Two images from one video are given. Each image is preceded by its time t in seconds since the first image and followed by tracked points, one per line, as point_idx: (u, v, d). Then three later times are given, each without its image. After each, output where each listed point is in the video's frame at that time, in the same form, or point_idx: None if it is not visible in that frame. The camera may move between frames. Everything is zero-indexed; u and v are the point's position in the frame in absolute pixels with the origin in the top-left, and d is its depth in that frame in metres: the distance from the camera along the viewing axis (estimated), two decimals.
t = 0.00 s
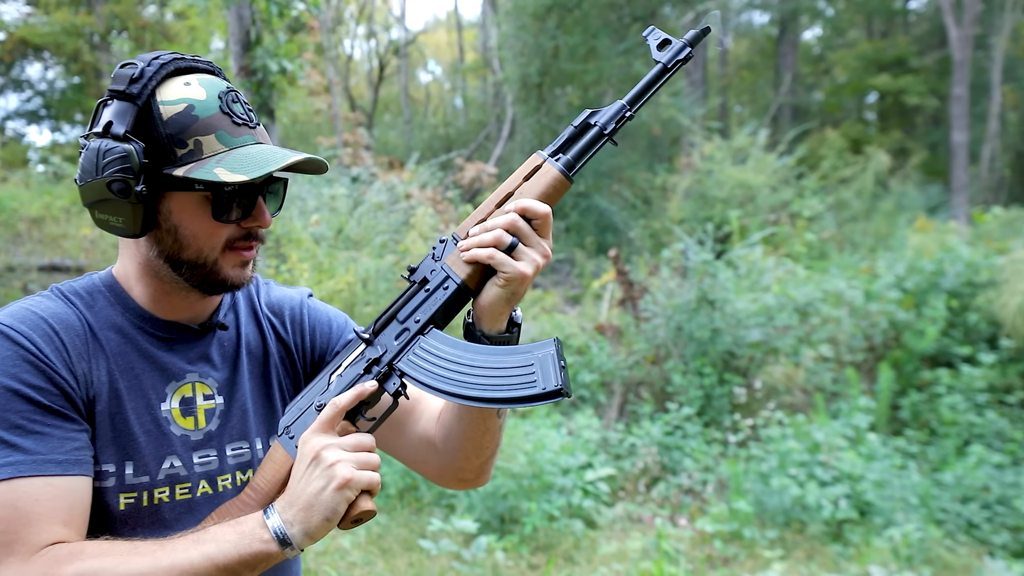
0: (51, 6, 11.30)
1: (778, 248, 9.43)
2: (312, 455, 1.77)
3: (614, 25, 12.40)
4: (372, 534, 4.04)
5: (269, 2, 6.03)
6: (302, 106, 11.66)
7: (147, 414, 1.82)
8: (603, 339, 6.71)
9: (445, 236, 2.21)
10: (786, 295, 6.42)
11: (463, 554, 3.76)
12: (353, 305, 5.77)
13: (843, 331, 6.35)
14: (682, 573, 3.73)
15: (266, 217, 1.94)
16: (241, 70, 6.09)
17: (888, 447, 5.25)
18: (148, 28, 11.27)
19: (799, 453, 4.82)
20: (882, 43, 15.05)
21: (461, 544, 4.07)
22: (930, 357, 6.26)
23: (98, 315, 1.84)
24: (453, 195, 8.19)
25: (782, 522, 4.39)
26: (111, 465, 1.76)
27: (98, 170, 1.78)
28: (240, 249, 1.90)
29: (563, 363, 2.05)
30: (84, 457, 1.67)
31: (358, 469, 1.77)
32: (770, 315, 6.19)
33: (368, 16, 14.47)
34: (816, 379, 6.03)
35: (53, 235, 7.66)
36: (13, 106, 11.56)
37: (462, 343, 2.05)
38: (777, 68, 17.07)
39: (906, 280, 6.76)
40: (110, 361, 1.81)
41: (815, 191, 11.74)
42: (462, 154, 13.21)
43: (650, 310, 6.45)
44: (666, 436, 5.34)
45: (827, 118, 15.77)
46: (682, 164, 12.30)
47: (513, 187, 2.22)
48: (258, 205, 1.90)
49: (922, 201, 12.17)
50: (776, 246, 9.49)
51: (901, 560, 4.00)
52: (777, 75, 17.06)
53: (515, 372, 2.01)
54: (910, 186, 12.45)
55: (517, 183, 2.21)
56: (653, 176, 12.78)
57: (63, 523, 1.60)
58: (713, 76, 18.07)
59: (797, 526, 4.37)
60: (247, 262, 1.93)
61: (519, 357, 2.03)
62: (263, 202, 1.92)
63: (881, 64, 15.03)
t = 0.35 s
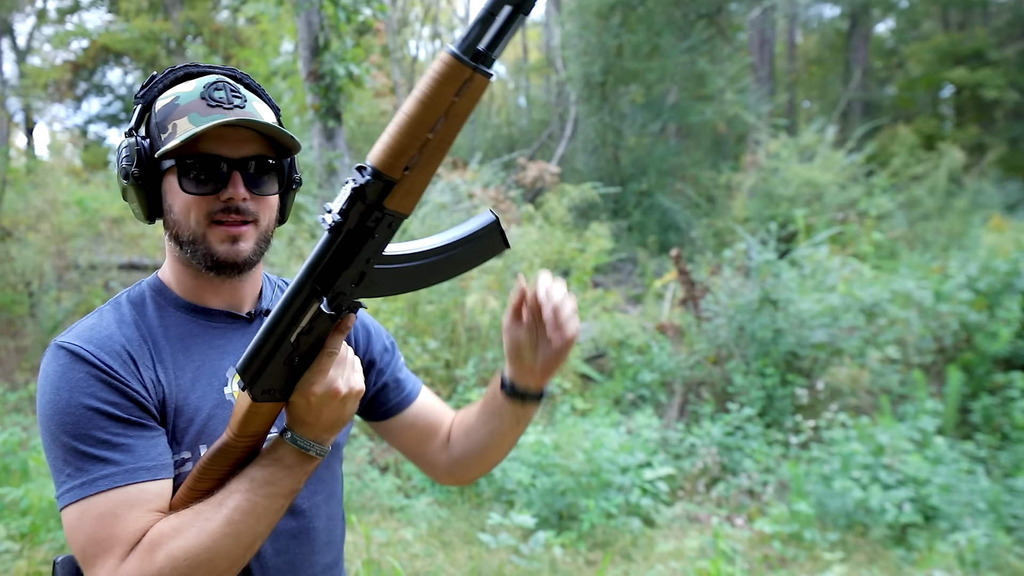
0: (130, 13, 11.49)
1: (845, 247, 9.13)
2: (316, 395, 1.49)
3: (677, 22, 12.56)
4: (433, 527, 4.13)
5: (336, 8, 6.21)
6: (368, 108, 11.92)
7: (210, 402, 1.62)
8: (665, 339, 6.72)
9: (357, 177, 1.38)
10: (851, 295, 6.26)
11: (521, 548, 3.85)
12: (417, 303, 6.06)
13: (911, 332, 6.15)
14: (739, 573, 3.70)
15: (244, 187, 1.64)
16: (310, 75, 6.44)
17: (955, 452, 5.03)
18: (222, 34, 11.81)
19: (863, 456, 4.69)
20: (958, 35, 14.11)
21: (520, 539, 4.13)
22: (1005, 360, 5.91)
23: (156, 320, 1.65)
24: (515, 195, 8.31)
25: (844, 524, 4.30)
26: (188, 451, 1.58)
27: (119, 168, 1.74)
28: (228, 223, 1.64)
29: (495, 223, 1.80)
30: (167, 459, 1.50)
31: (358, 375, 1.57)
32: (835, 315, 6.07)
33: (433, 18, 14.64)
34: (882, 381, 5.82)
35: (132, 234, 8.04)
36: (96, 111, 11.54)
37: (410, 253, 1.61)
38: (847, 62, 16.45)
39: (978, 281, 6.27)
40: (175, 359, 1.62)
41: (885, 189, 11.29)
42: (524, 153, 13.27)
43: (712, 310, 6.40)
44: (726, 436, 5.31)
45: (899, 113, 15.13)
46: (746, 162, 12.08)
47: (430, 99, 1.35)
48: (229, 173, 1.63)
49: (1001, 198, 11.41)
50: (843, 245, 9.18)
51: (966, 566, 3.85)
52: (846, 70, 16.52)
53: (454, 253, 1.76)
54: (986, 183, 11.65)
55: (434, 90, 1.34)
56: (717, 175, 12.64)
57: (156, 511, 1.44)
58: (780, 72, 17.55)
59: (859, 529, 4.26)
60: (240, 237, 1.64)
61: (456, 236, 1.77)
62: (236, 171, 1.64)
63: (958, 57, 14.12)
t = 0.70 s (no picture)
0: (183, 19, 11.66)
1: (894, 249, 8.89)
2: (324, 387, 1.49)
3: (724, 22, 12.58)
4: (474, 527, 4.18)
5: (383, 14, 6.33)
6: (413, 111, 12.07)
7: (245, 401, 1.69)
8: (707, 342, 6.65)
9: (321, 178, 1.35)
10: (898, 299, 6.10)
11: (560, 548, 3.89)
12: (460, 305, 6.14)
13: (960, 337, 5.94)
14: None
15: (248, 199, 1.70)
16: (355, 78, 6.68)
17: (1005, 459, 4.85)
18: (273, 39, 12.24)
19: (908, 462, 4.57)
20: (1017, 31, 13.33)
21: (559, 539, 4.16)
22: None
23: (193, 328, 1.74)
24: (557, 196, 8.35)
25: (887, 530, 4.21)
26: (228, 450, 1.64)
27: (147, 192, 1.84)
28: (240, 234, 1.72)
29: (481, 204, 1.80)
30: (208, 457, 1.56)
31: (361, 363, 1.56)
32: (881, 319, 5.92)
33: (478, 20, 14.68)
34: (929, 386, 5.63)
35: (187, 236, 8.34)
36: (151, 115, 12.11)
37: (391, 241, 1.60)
38: (897, 61, 15.95)
39: None
40: (212, 362, 1.69)
41: (936, 190, 10.92)
42: (567, 155, 13.27)
43: (755, 313, 6.34)
44: (769, 440, 5.28)
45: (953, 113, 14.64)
46: (792, 164, 11.88)
47: (379, 95, 1.31)
48: (232, 189, 1.70)
49: None
50: (891, 248, 8.93)
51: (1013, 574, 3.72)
52: (897, 69, 16.04)
53: (440, 234, 1.76)
54: None
55: (378, 83, 1.30)
56: (763, 176, 12.48)
57: (196, 505, 1.48)
58: (829, 72, 17.15)
59: (903, 536, 4.17)
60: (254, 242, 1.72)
61: (442, 215, 1.78)
62: (239, 185, 1.70)
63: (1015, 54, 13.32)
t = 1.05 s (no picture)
0: (212, 22, 11.88)
1: (922, 249, 8.75)
2: (357, 376, 1.56)
3: (750, 20, 12.45)
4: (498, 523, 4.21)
5: (408, 16, 6.38)
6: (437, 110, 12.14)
7: (274, 393, 1.76)
8: (731, 342, 6.65)
9: (370, 174, 1.47)
10: (924, 298, 6.01)
11: (583, 545, 3.93)
12: (484, 304, 6.19)
13: (988, 337, 5.84)
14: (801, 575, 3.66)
15: (289, 197, 1.80)
16: (383, 82, 6.74)
17: None
18: (299, 40, 12.36)
19: (934, 462, 4.52)
20: None
21: (582, 536, 4.19)
22: None
23: (225, 323, 1.81)
24: (580, 196, 8.37)
25: (912, 531, 4.16)
26: (256, 439, 1.71)
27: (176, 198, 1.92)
28: (282, 229, 1.80)
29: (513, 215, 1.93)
30: (237, 444, 1.62)
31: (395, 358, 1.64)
32: (908, 319, 5.84)
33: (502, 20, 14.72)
34: (956, 387, 5.51)
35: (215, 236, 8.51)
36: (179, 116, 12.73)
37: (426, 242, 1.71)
38: (926, 58, 15.67)
39: None
40: (242, 356, 1.76)
41: (966, 189, 10.71)
42: (591, 154, 13.25)
43: (780, 313, 6.31)
44: (793, 440, 5.25)
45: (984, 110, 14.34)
46: (819, 162, 11.74)
47: (430, 103, 1.44)
48: (274, 187, 1.78)
49: None
50: (919, 247, 8.79)
51: None
52: (926, 65, 15.75)
53: (473, 240, 1.89)
54: None
55: (426, 90, 1.43)
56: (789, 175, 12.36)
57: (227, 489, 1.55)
58: (857, 69, 16.91)
59: (928, 537, 4.12)
60: (292, 239, 1.81)
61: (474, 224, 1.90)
62: (279, 183, 1.79)
63: None
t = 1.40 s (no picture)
0: (221, 21, 11.90)
1: (932, 248, 8.68)
2: (358, 375, 1.59)
3: (760, 19, 12.38)
4: (505, 523, 4.21)
5: (416, 16, 6.38)
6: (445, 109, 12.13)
7: (274, 390, 1.77)
8: (740, 342, 6.65)
9: (381, 170, 1.60)
10: (934, 299, 5.97)
11: (589, 545, 3.92)
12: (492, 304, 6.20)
13: (999, 338, 5.78)
14: None
15: (305, 202, 1.83)
16: (391, 82, 6.70)
17: None
18: (308, 40, 12.37)
19: (943, 463, 4.49)
20: None
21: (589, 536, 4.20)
22: None
23: (229, 323, 1.83)
24: (589, 195, 8.35)
25: (920, 532, 4.14)
26: (255, 436, 1.72)
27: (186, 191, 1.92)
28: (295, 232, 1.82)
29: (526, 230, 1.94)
30: (234, 441, 1.63)
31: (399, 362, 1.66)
32: (918, 319, 5.80)
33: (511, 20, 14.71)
34: (966, 387, 5.44)
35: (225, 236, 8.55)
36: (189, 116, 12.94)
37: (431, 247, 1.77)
38: (936, 56, 15.56)
39: None
40: (243, 354, 1.78)
41: (978, 188, 10.62)
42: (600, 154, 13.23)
43: (789, 313, 6.30)
44: (802, 441, 5.23)
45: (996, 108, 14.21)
46: (828, 162, 11.68)
47: (437, 109, 1.59)
48: (292, 191, 1.80)
49: None
50: (928, 247, 8.73)
51: None
52: (937, 63, 15.62)
53: (483, 251, 1.88)
54: None
55: (438, 94, 1.58)
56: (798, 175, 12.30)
57: (223, 484, 1.56)
58: (867, 68, 16.83)
59: (937, 538, 4.10)
60: (306, 243, 1.84)
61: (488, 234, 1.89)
62: (296, 187, 1.81)
63: None
